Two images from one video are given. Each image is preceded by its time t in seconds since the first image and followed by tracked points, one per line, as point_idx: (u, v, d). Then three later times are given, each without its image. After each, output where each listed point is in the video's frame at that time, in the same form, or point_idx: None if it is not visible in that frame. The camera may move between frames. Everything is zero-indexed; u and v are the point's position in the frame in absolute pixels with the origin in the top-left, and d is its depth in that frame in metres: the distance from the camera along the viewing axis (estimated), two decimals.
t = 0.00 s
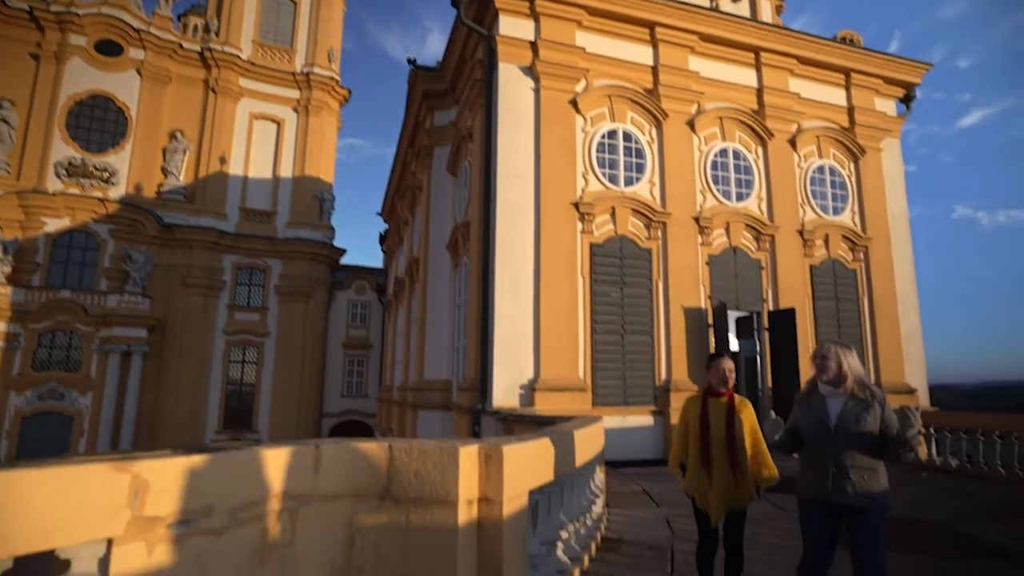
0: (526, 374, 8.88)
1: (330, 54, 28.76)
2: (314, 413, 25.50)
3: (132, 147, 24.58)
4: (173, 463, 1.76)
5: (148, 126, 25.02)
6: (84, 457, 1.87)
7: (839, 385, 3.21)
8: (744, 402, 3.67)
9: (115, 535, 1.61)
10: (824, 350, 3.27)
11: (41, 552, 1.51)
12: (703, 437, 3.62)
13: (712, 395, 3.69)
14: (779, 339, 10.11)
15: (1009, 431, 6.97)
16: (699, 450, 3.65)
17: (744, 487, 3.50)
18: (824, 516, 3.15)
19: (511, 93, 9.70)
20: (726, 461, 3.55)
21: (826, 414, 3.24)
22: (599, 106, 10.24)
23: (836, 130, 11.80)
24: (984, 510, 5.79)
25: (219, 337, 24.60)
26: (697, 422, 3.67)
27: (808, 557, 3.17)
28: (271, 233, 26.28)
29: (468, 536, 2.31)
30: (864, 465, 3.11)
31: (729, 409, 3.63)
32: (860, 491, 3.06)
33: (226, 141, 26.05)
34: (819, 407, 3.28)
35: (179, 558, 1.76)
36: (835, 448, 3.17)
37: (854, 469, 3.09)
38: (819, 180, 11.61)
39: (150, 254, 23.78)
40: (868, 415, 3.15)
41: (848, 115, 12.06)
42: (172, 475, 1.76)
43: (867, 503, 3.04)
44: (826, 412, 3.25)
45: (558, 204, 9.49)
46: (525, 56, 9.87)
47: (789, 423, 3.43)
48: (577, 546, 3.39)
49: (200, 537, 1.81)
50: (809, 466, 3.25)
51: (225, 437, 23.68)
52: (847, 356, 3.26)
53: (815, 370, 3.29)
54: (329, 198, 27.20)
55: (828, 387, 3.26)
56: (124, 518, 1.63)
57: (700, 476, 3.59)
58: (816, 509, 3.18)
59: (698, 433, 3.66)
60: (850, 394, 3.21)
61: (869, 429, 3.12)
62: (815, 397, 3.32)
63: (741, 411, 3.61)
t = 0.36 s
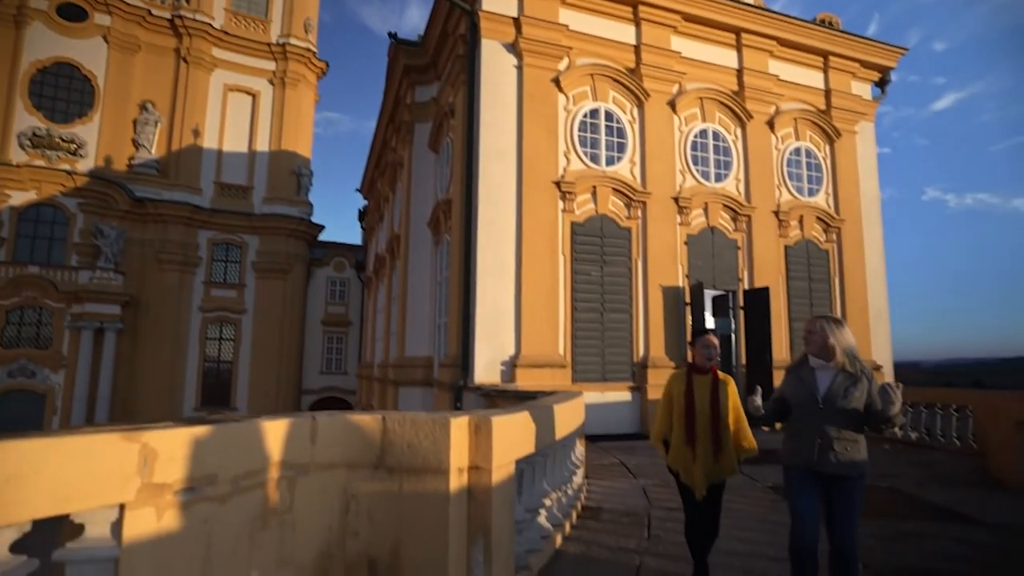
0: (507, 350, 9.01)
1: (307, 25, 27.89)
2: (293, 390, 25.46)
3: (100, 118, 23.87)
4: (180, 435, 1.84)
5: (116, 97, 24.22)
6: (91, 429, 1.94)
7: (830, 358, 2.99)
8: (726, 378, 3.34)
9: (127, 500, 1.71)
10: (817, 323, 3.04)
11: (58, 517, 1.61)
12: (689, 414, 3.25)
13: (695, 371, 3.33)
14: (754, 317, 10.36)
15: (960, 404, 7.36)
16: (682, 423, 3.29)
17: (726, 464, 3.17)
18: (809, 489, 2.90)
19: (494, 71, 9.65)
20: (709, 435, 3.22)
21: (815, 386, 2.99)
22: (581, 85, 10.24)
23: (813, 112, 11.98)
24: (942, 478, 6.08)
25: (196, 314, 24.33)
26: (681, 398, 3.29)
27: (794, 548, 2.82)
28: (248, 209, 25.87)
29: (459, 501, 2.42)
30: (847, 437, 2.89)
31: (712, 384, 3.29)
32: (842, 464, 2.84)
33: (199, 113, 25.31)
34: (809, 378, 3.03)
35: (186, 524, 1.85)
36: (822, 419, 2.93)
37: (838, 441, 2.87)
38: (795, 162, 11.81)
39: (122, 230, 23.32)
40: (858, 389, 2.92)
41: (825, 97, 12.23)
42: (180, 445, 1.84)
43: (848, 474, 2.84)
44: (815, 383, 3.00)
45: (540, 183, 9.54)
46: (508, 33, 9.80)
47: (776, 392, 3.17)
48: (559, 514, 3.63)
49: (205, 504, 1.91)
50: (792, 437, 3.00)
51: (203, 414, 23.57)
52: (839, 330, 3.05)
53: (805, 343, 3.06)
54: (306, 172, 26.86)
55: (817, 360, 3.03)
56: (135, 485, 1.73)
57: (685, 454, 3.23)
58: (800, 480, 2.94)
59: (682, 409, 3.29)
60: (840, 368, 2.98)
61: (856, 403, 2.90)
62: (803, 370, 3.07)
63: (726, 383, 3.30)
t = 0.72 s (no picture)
0: (486, 336, 9.10)
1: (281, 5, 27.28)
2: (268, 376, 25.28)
3: (62, 95, 23.16)
4: (172, 418, 1.89)
5: (80, 74, 23.45)
6: (82, 413, 1.98)
7: (797, 347, 3.06)
8: (701, 363, 3.40)
9: (122, 482, 1.76)
10: (782, 314, 3.13)
11: (53, 498, 1.66)
12: (666, 399, 3.31)
13: (671, 356, 3.39)
14: (726, 304, 10.62)
15: (919, 389, 7.67)
16: (660, 408, 3.35)
17: (706, 447, 3.26)
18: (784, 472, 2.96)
19: (474, 57, 9.63)
20: (686, 419, 3.29)
21: (784, 374, 3.02)
22: (561, 74, 10.27)
23: (786, 105, 12.20)
24: (899, 458, 6.37)
25: (166, 299, 23.96)
26: (658, 384, 3.35)
27: (780, 520, 2.87)
28: (220, 192, 25.42)
29: (443, 481, 2.51)
30: (817, 422, 2.95)
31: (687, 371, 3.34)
32: (813, 450, 2.90)
33: (169, 93, 24.64)
34: (778, 366, 3.06)
35: (179, 504, 1.91)
36: (792, 406, 2.97)
37: (809, 427, 2.92)
38: (768, 154, 12.04)
39: (88, 212, 22.57)
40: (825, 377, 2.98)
41: (797, 90, 12.47)
42: (172, 427, 1.89)
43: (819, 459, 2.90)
44: (784, 371, 3.03)
45: (519, 171, 9.58)
46: (489, 19, 9.76)
47: (744, 378, 3.20)
48: (538, 494, 3.76)
49: (197, 485, 1.96)
50: (764, 424, 3.03)
51: (175, 401, 23.28)
52: (804, 318, 3.12)
53: (772, 334, 3.17)
54: (281, 155, 26.41)
55: (785, 349, 3.10)
56: (130, 467, 1.78)
57: (663, 437, 3.29)
58: (775, 465, 2.94)
59: (660, 394, 3.35)
60: (807, 355, 3.03)
61: (823, 391, 2.96)
62: (771, 359, 3.13)
63: (701, 369, 3.37)
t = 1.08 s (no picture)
0: (469, 329, 9.19)
1: None
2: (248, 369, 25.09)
3: (32, 81, 22.57)
4: (166, 407, 1.95)
5: (51, 60, 22.84)
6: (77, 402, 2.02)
7: (758, 340, 3.18)
8: (677, 353, 3.44)
9: (118, 467, 1.81)
10: (741, 309, 3.25)
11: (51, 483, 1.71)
12: (638, 391, 3.41)
13: (645, 347, 3.46)
14: (703, 299, 10.84)
15: (886, 381, 7.97)
16: (633, 399, 3.44)
17: (678, 435, 3.27)
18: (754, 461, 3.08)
19: (457, 52, 9.65)
20: (658, 409, 3.35)
21: (748, 367, 3.16)
22: (543, 70, 10.34)
23: (764, 104, 12.41)
24: (866, 447, 6.61)
25: (142, 292, 23.63)
26: (631, 375, 3.45)
27: (746, 511, 2.97)
28: (198, 183, 25.08)
29: (428, 469, 2.60)
30: (783, 413, 3.06)
31: (661, 361, 3.40)
32: (779, 439, 3.00)
33: (145, 81, 24.18)
34: (743, 360, 3.19)
35: (174, 490, 1.96)
36: (756, 398, 3.10)
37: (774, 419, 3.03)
38: (746, 151, 12.25)
39: (59, 202, 21.98)
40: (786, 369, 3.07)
41: (775, 90, 12.69)
42: (166, 415, 1.95)
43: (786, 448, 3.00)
44: (748, 364, 3.16)
45: (502, 166, 9.65)
46: (473, 14, 9.79)
47: (715, 372, 3.32)
48: (520, 483, 3.86)
49: (191, 472, 2.02)
50: (733, 416, 3.15)
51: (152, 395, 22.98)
52: (765, 311, 3.23)
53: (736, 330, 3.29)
54: (260, 146, 26.11)
55: (748, 342, 3.22)
56: (126, 453, 1.83)
57: (636, 428, 3.39)
58: (742, 458, 3.06)
59: (632, 386, 3.44)
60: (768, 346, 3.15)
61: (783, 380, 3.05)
62: (737, 352, 3.25)
63: (675, 359, 3.41)
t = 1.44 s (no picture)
0: (461, 322, 9.28)
1: None
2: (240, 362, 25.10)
3: (18, 72, 22.31)
4: (177, 395, 2.03)
5: (38, 52, 22.57)
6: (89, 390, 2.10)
7: (737, 333, 3.13)
8: (664, 347, 3.50)
9: (133, 453, 1.90)
10: (723, 301, 3.20)
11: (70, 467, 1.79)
12: (622, 385, 3.51)
13: (632, 341, 3.54)
14: (692, 292, 10.99)
15: (869, 372, 8.17)
16: (618, 393, 3.54)
17: (661, 428, 3.34)
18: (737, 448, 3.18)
19: (449, 47, 9.68)
20: (641, 403, 3.43)
21: (726, 360, 3.14)
22: (534, 65, 10.39)
23: (752, 100, 12.52)
24: (848, 436, 6.78)
25: (133, 286, 23.54)
26: (616, 369, 3.55)
27: (731, 502, 3.05)
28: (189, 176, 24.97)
29: (425, 455, 2.70)
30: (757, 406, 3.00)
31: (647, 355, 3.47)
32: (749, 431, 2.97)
33: (133, 73, 23.98)
34: (724, 353, 3.19)
35: (184, 474, 2.05)
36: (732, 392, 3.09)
37: (746, 411, 3.00)
38: (735, 146, 12.38)
39: (48, 195, 21.80)
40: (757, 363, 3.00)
41: (763, 85, 12.80)
42: (176, 404, 2.03)
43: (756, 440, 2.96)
44: (727, 357, 3.15)
45: (494, 161, 9.72)
46: (464, 9, 9.82)
47: (706, 365, 3.35)
48: (512, 471, 3.98)
49: (200, 458, 2.11)
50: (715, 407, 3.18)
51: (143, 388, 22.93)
52: (747, 304, 3.15)
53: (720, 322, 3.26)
54: (251, 139, 26.00)
55: (730, 334, 3.18)
56: (140, 439, 1.91)
57: (620, 421, 3.48)
58: (727, 450, 3.09)
59: (617, 379, 3.54)
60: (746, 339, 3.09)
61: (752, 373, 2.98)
62: (721, 345, 3.23)
63: (661, 352, 3.47)
